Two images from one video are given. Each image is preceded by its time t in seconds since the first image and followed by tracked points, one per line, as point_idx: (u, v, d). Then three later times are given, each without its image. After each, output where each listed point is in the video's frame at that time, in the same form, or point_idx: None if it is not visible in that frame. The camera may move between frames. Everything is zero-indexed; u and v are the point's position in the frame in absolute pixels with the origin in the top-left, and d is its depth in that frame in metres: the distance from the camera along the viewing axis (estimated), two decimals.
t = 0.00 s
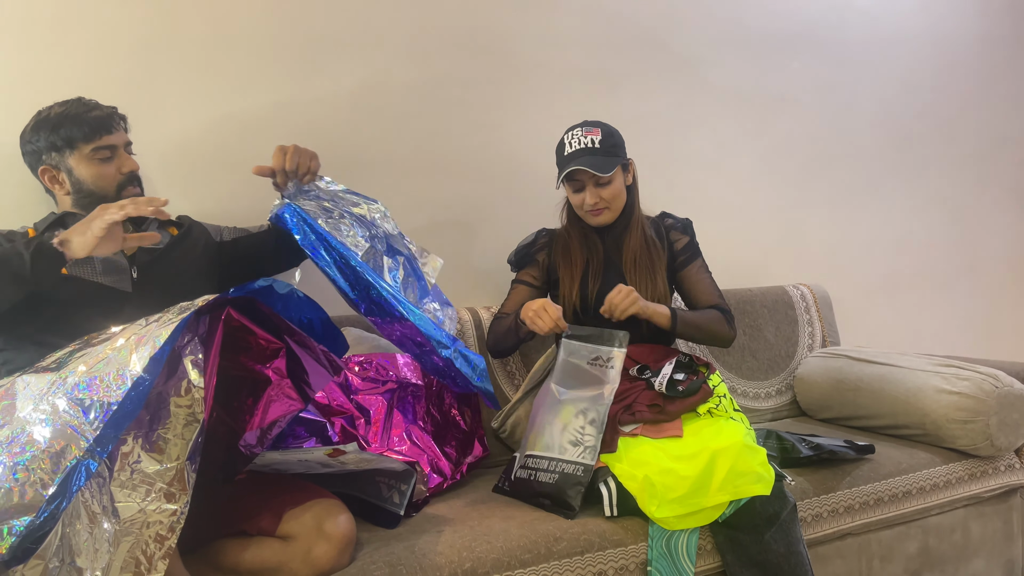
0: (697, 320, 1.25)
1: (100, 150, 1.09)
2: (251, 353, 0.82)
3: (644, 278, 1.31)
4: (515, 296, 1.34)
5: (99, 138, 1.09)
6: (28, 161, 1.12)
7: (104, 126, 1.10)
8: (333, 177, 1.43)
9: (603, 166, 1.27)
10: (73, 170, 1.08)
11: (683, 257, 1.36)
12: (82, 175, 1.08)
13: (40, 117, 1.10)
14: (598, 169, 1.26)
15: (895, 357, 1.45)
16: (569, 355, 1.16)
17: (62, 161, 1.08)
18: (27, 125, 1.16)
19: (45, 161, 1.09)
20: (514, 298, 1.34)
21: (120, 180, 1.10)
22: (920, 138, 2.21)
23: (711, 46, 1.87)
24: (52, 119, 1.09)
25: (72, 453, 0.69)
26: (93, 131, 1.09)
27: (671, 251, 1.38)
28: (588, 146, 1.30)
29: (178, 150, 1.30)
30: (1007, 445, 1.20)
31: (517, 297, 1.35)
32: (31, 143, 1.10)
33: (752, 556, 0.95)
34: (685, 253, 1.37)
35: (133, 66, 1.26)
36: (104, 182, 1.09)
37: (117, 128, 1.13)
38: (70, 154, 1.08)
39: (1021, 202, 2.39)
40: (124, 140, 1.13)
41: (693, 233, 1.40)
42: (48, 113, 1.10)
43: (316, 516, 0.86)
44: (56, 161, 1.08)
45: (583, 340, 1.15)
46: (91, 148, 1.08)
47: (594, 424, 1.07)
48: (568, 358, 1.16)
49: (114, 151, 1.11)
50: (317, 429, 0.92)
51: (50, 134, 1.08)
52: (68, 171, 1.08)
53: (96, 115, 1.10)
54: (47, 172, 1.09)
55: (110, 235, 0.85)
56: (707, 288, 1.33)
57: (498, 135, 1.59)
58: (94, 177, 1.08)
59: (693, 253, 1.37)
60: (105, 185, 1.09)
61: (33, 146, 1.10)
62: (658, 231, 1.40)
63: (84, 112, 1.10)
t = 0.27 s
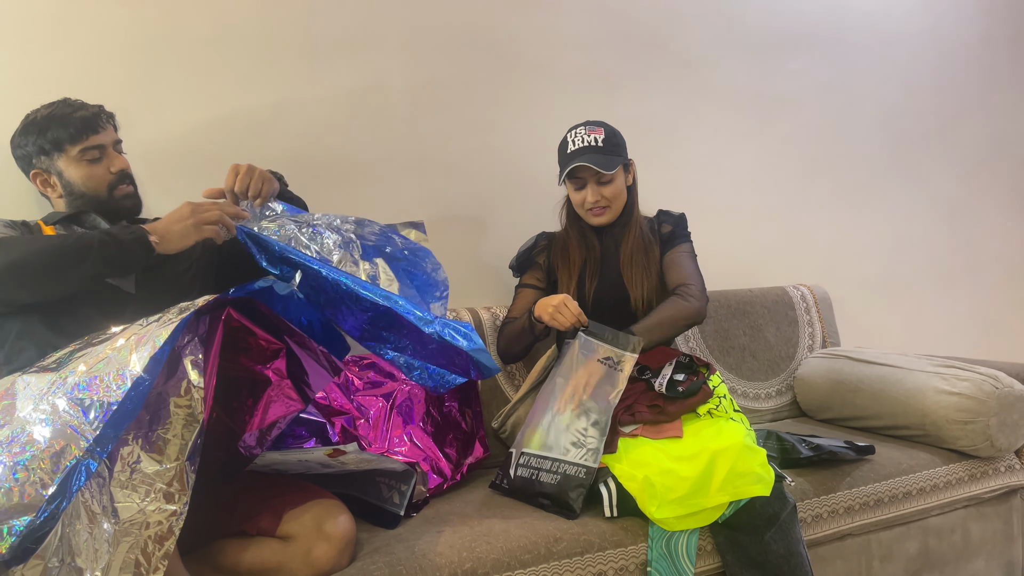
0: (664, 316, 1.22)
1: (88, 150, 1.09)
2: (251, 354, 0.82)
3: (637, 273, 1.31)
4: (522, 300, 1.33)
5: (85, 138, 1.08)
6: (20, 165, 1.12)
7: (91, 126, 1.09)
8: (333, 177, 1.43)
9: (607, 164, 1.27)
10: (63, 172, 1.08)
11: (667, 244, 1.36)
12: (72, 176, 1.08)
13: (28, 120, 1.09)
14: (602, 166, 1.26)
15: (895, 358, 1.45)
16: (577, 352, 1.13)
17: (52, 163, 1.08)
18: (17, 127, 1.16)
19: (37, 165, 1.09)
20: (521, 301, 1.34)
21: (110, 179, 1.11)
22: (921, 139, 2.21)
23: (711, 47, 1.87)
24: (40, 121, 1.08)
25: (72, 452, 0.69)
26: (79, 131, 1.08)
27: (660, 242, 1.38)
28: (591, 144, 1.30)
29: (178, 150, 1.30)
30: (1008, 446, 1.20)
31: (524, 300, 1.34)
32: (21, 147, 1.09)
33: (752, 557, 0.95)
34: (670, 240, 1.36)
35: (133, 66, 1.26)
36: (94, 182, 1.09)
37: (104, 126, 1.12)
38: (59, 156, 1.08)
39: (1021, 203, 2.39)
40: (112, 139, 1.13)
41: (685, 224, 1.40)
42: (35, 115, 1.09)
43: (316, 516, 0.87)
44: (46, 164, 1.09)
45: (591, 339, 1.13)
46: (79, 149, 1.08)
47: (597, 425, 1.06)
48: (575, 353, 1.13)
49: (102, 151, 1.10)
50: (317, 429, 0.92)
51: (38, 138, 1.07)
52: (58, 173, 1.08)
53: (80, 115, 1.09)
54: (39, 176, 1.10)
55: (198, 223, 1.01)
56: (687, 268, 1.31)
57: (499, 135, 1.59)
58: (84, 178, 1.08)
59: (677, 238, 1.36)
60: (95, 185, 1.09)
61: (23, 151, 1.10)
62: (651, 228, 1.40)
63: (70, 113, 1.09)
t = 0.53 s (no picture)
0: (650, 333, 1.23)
1: (95, 155, 1.08)
2: (251, 355, 0.82)
3: (627, 276, 1.31)
4: (521, 304, 1.35)
5: (92, 143, 1.09)
6: (28, 165, 1.12)
7: (99, 131, 1.10)
8: (332, 177, 1.43)
9: (608, 163, 1.27)
10: (71, 176, 1.08)
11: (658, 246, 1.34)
12: (80, 180, 1.08)
13: (36, 122, 1.09)
14: (603, 165, 1.26)
15: (894, 358, 1.45)
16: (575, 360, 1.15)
17: (60, 167, 1.08)
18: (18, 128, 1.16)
19: (44, 167, 1.09)
20: (521, 306, 1.36)
21: (117, 184, 1.10)
22: (921, 139, 2.21)
23: (711, 47, 1.87)
24: (47, 124, 1.08)
25: (72, 454, 0.69)
26: (86, 136, 1.08)
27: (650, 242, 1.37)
28: (591, 143, 1.30)
29: (177, 151, 1.30)
30: (1007, 446, 1.20)
31: (523, 305, 1.35)
32: (29, 148, 1.09)
33: (752, 558, 0.95)
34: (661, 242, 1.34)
35: (132, 66, 1.26)
36: (101, 186, 1.09)
37: (111, 130, 1.12)
38: (66, 160, 1.08)
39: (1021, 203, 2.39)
40: (120, 143, 1.12)
41: (678, 225, 1.37)
42: (42, 117, 1.09)
43: (316, 517, 0.86)
44: (54, 168, 1.09)
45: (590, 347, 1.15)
46: (87, 154, 1.08)
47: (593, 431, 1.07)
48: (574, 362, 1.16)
49: (110, 155, 1.10)
50: (315, 432, 0.94)
51: (45, 141, 1.07)
52: (65, 177, 1.08)
53: (90, 118, 1.10)
54: (46, 177, 1.09)
55: (222, 255, 0.96)
56: (669, 277, 1.29)
57: (499, 135, 1.59)
58: (91, 182, 1.08)
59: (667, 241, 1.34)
60: (102, 189, 1.09)
61: (30, 152, 1.10)
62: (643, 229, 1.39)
63: (77, 117, 1.09)
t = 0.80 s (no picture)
0: (684, 320, 1.18)
1: (99, 159, 1.08)
2: (248, 357, 0.82)
3: (628, 279, 1.29)
4: (517, 312, 1.37)
5: (98, 148, 1.08)
6: (30, 164, 1.11)
7: (104, 137, 1.09)
8: (331, 179, 1.43)
9: (603, 163, 1.27)
10: (74, 179, 1.08)
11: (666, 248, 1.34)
12: (81, 184, 1.08)
13: (41, 122, 1.08)
14: (599, 165, 1.26)
15: (892, 359, 1.45)
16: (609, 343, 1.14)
17: (62, 169, 1.08)
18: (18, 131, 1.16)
19: (48, 168, 1.09)
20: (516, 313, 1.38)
21: (119, 190, 1.11)
22: (919, 139, 2.21)
23: (709, 48, 1.87)
24: (52, 126, 1.07)
25: (69, 457, 0.69)
26: (91, 141, 1.08)
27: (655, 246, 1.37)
28: (588, 144, 1.29)
29: (176, 153, 1.30)
30: (1006, 447, 1.20)
31: (519, 313, 1.37)
32: (34, 149, 1.08)
33: (750, 559, 0.95)
34: (669, 244, 1.34)
35: (131, 68, 1.26)
36: (104, 191, 1.09)
37: (117, 136, 1.11)
38: (70, 163, 1.07)
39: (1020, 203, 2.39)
40: (125, 149, 1.12)
41: (680, 226, 1.37)
42: (48, 118, 1.08)
43: (314, 520, 0.86)
44: (57, 170, 1.08)
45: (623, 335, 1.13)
46: (91, 159, 1.08)
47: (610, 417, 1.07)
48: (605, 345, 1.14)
49: (114, 160, 1.10)
50: (314, 434, 0.91)
51: (49, 143, 1.06)
52: (68, 179, 1.08)
53: (97, 123, 1.09)
54: (49, 179, 1.09)
55: (212, 260, 0.99)
56: (691, 273, 1.28)
57: (497, 137, 1.60)
58: (93, 186, 1.09)
59: (676, 242, 1.34)
60: (105, 194, 1.10)
61: (34, 153, 1.09)
62: (643, 228, 1.38)
63: (82, 120, 1.08)
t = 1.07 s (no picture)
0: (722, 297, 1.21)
1: (98, 162, 1.08)
2: (247, 360, 0.82)
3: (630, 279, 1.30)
4: (519, 322, 1.36)
5: (95, 150, 1.08)
6: (27, 168, 1.12)
7: (104, 138, 1.09)
8: (329, 181, 1.43)
9: (607, 163, 1.28)
10: (71, 181, 1.08)
11: (673, 250, 1.36)
12: (80, 186, 1.08)
13: (39, 125, 1.08)
14: (603, 164, 1.26)
15: (890, 360, 1.46)
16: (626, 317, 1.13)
17: (60, 172, 1.08)
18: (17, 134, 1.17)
19: (44, 171, 1.10)
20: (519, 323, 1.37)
21: (117, 193, 1.11)
22: (917, 140, 2.22)
23: (707, 49, 1.87)
24: (51, 128, 1.07)
25: (67, 460, 0.69)
26: (87, 144, 1.07)
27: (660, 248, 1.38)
28: (588, 144, 1.30)
29: (174, 155, 1.30)
30: (1004, 448, 1.20)
31: (522, 323, 1.37)
32: (29, 152, 1.09)
33: (749, 560, 0.95)
34: (675, 247, 1.36)
35: (129, 71, 1.27)
36: (101, 194, 1.10)
37: (115, 138, 1.11)
38: (68, 166, 1.08)
39: (1018, 204, 2.39)
40: (123, 150, 1.12)
41: (681, 226, 1.40)
42: (47, 120, 1.08)
43: (313, 521, 0.86)
44: (55, 172, 1.09)
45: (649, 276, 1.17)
46: (88, 162, 1.08)
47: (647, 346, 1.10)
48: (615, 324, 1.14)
49: (111, 163, 1.10)
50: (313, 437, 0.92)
51: (48, 145, 1.07)
52: (65, 182, 1.09)
53: (94, 124, 1.09)
54: (45, 182, 1.10)
55: (208, 265, 0.98)
56: (706, 268, 1.30)
57: (495, 138, 1.60)
58: (92, 189, 1.09)
59: (683, 245, 1.35)
60: (102, 196, 1.10)
61: (32, 155, 1.09)
62: (643, 230, 1.40)
63: (81, 122, 1.08)
